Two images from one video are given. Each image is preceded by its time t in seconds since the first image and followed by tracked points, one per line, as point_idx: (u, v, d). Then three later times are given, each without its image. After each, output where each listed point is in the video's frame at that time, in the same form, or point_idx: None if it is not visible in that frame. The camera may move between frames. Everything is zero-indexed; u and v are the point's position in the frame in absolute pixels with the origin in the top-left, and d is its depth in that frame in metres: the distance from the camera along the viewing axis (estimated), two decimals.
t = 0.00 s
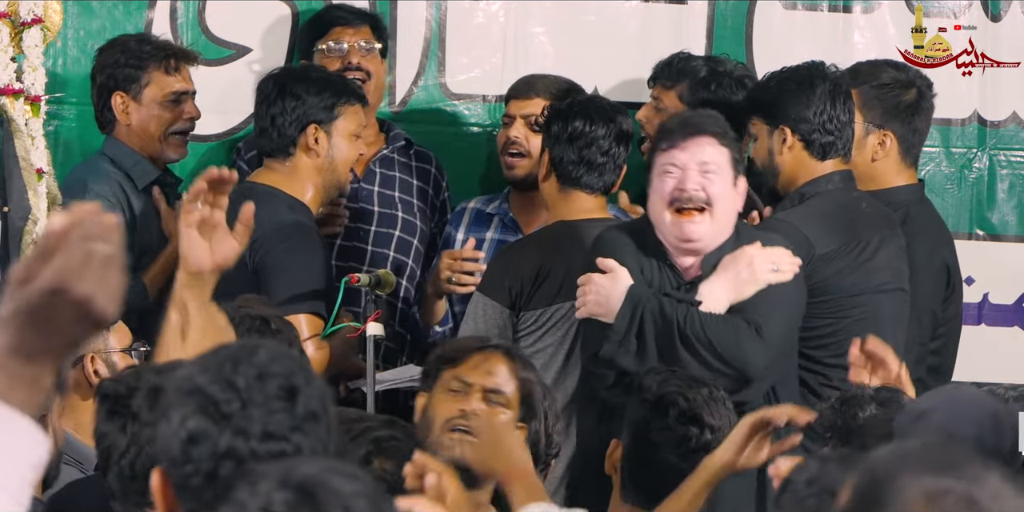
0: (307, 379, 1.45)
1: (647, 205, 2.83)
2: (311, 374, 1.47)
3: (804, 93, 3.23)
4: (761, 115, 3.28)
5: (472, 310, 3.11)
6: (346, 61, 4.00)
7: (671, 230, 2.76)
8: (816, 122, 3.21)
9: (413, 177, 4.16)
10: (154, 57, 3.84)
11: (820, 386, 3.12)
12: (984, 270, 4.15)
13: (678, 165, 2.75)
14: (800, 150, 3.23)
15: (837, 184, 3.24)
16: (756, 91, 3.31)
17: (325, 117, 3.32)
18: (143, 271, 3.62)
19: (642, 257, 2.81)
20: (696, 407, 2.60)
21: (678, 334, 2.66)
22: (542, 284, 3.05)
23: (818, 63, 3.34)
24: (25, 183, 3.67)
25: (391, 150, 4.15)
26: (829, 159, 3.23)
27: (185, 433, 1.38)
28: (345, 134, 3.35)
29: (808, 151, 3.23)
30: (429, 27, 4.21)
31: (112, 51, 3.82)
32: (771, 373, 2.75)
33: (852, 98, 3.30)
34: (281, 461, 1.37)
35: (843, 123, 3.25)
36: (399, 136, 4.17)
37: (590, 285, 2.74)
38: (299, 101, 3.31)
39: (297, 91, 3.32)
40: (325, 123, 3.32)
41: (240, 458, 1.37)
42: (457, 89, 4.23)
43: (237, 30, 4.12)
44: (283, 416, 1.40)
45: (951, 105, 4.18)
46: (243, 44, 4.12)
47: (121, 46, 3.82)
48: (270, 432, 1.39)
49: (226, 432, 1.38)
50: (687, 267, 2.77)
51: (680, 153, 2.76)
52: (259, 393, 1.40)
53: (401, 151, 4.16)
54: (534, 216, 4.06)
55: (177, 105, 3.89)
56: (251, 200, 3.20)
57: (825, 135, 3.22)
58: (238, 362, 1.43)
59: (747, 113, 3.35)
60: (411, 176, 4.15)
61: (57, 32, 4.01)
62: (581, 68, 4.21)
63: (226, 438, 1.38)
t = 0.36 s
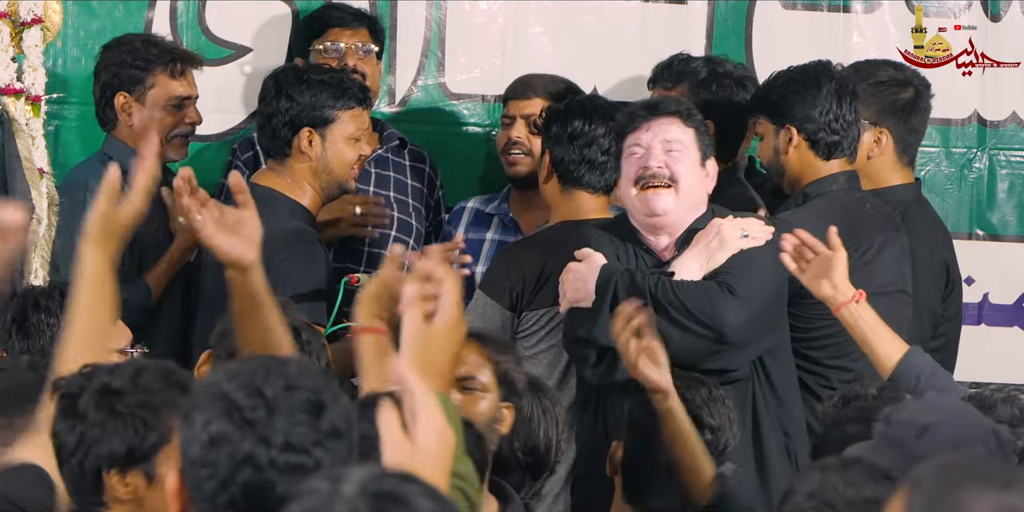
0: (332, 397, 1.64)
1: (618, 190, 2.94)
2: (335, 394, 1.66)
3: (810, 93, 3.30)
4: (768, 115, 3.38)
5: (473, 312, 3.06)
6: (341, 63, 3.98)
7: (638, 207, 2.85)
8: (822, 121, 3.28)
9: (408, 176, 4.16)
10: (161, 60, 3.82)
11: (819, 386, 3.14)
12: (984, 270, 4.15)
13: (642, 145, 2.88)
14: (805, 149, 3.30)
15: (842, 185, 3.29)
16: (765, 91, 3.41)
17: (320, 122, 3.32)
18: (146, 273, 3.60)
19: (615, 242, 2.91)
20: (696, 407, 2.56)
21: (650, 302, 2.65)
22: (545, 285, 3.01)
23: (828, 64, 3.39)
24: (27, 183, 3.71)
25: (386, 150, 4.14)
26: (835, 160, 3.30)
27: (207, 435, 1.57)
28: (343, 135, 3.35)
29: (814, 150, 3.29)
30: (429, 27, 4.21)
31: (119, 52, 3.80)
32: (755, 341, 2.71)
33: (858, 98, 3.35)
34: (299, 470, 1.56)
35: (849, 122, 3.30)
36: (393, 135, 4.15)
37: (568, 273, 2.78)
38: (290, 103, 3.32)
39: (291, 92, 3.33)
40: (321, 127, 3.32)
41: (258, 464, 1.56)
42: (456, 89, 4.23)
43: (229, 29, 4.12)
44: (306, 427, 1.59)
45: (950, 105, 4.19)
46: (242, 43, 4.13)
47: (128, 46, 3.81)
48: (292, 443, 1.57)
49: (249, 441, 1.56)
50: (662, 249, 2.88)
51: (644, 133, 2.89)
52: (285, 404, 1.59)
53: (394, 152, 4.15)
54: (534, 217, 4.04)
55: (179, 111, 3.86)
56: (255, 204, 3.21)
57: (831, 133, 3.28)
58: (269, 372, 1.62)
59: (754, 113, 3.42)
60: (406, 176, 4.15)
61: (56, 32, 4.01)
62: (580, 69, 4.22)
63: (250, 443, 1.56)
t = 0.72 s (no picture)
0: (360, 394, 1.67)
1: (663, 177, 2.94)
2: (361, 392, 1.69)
3: (814, 93, 3.28)
4: (773, 113, 3.34)
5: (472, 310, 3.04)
6: (339, 64, 3.98)
7: (677, 200, 2.86)
8: (825, 121, 3.26)
9: (407, 175, 4.17)
10: (182, 67, 3.81)
11: (819, 387, 3.11)
12: (983, 269, 4.15)
13: (695, 140, 2.87)
14: (808, 149, 3.29)
15: (844, 184, 3.27)
16: (768, 91, 3.37)
17: (330, 111, 3.29)
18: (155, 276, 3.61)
19: (640, 227, 2.92)
20: (697, 406, 2.64)
21: (658, 293, 2.67)
22: (548, 284, 3.00)
23: (831, 64, 3.38)
24: (29, 183, 3.71)
25: (383, 150, 4.15)
26: (838, 160, 3.29)
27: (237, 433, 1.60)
28: (349, 131, 3.33)
29: (818, 150, 3.29)
30: (429, 27, 4.21)
31: (141, 54, 3.77)
32: (757, 348, 2.72)
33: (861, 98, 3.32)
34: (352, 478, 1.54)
35: (852, 122, 3.28)
36: (392, 136, 4.15)
37: (588, 246, 2.77)
38: (305, 93, 3.28)
39: (305, 83, 3.28)
40: (330, 116, 3.29)
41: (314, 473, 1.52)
42: (456, 89, 4.23)
43: (234, 29, 4.12)
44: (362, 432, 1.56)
45: (949, 105, 4.19)
46: (242, 44, 4.13)
47: (150, 49, 3.77)
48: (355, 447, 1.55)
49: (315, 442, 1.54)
50: (687, 245, 2.86)
51: (701, 128, 2.88)
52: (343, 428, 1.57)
53: (391, 152, 4.16)
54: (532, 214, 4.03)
55: (195, 119, 3.86)
56: (253, 204, 3.17)
57: (834, 133, 3.27)
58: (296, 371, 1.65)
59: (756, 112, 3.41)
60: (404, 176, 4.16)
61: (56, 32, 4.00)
62: (579, 68, 4.22)
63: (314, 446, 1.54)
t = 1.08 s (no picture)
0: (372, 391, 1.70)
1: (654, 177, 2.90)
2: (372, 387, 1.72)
3: (817, 93, 3.31)
4: (774, 113, 3.39)
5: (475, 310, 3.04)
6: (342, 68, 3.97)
7: (671, 196, 2.83)
8: (827, 122, 3.29)
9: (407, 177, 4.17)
10: (193, 73, 3.79)
11: (819, 389, 3.12)
12: (983, 269, 4.15)
13: (683, 136, 2.83)
14: (810, 149, 3.33)
15: (845, 186, 3.31)
16: (772, 88, 3.41)
17: (341, 119, 3.25)
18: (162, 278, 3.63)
19: (638, 223, 2.90)
20: (694, 403, 2.57)
21: (672, 280, 2.61)
22: (548, 284, 3.00)
23: (835, 64, 3.41)
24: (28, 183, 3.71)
25: (385, 153, 4.16)
26: (839, 160, 3.33)
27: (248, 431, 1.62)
28: (355, 144, 3.30)
29: (819, 151, 3.32)
30: (429, 26, 4.21)
31: (152, 58, 3.76)
32: (770, 337, 2.68)
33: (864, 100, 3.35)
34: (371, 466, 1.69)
35: (854, 122, 3.31)
36: (393, 138, 4.17)
37: (590, 246, 2.75)
38: (324, 96, 3.24)
39: (325, 86, 3.25)
40: (340, 125, 3.25)
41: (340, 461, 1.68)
42: (456, 89, 4.24)
43: (237, 29, 4.13)
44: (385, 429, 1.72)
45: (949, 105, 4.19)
46: (242, 44, 4.13)
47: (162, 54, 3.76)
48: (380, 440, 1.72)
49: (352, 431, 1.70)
50: (685, 239, 2.85)
51: (687, 124, 2.85)
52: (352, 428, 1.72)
53: (394, 154, 4.18)
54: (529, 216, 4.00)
55: (205, 125, 3.83)
56: (252, 204, 3.16)
57: (835, 134, 3.30)
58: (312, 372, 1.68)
59: (759, 109, 3.46)
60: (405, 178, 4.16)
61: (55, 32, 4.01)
62: (580, 68, 4.22)
63: (350, 435, 1.70)
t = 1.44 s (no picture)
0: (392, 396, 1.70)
1: (635, 173, 2.89)
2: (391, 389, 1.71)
3: (826, 93, 3.34)
4: (782, 112, 3.42)
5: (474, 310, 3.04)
6: (349, 69, 3.97)
7: (654, 189, 2.81)
8: (836, 123, 3.31)
9: (409, 177, 4.17)
10: (191, 71, 3.80)
11: (813, 389, 3.15)
12: (983, 268, 4.16)
13: (662, 130, 2.84)
14: (818, 149, 3.35)
15: (851, 188, 3.30)
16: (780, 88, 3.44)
17: (342, 126, 3.26)
18: (161, 278, 3.67)
19: (622, 221, 2.89)
20: (694, 403, 2.47)
21: (657, 272, 2.61)
22: (545, 284, 2.99)
23: (845, 66, 3.44)
24: (27, 183, 3.70)
25: (387, 153, 4.15)
26: (846, 162, 3.33)
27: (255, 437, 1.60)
28: (353, 150, 3.31)
29: (827, 152, 3.34)
30: (429, 26, 4.21)
31: (151, 56, 3.77)
32: (757, 327, 2.67)
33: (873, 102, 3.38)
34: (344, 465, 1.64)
35: (863, 123, 3.32)
36: (395, 139, 4.16)
37: (574, 245, 2.74)
38: (328, 102, 3.24)
39: (329, 92, 3.26)
40: (342, 132, 3.26)
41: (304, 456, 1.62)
42: (456, 89, 4.23)
43: (238, 30, 4.12)
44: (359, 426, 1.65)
45: (949, 105, 4.19)
46: (242, 43, 4.13)
47: (161, 51, 3.77)
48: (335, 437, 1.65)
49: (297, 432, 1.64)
50: (670, 236, 2.84)
51: (665, 119, 2.86)
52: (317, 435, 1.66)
53: (396, 155, 4.17)
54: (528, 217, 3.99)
55: (202, 123, 3.85)
56: (247, 201, 3.13)
57: (844, 135, 3.31)
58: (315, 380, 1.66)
59: (767, 108, 3.49)
60: (406, 178, 4.17)
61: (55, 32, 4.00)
62: (579, 69, 4.22)
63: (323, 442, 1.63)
